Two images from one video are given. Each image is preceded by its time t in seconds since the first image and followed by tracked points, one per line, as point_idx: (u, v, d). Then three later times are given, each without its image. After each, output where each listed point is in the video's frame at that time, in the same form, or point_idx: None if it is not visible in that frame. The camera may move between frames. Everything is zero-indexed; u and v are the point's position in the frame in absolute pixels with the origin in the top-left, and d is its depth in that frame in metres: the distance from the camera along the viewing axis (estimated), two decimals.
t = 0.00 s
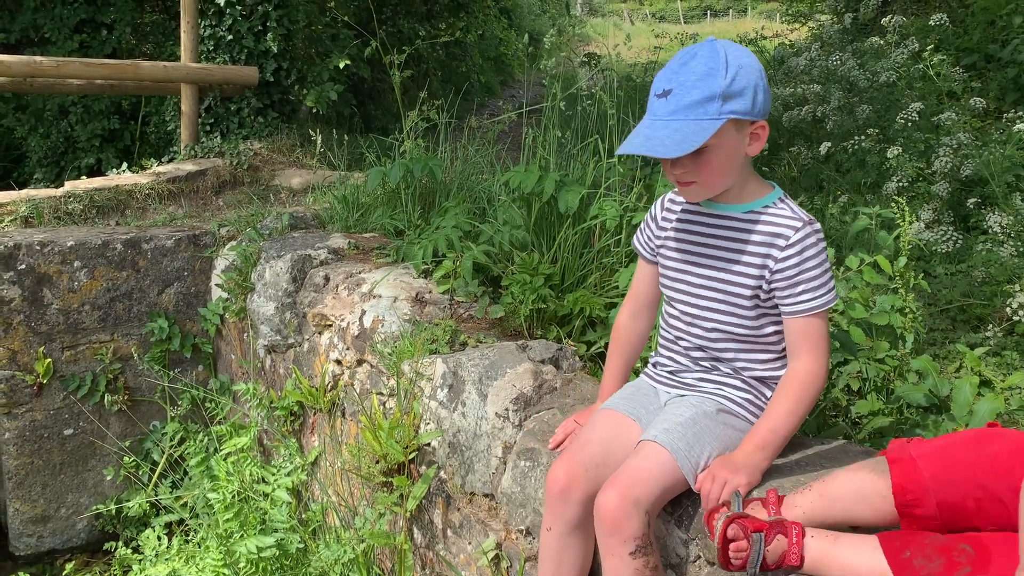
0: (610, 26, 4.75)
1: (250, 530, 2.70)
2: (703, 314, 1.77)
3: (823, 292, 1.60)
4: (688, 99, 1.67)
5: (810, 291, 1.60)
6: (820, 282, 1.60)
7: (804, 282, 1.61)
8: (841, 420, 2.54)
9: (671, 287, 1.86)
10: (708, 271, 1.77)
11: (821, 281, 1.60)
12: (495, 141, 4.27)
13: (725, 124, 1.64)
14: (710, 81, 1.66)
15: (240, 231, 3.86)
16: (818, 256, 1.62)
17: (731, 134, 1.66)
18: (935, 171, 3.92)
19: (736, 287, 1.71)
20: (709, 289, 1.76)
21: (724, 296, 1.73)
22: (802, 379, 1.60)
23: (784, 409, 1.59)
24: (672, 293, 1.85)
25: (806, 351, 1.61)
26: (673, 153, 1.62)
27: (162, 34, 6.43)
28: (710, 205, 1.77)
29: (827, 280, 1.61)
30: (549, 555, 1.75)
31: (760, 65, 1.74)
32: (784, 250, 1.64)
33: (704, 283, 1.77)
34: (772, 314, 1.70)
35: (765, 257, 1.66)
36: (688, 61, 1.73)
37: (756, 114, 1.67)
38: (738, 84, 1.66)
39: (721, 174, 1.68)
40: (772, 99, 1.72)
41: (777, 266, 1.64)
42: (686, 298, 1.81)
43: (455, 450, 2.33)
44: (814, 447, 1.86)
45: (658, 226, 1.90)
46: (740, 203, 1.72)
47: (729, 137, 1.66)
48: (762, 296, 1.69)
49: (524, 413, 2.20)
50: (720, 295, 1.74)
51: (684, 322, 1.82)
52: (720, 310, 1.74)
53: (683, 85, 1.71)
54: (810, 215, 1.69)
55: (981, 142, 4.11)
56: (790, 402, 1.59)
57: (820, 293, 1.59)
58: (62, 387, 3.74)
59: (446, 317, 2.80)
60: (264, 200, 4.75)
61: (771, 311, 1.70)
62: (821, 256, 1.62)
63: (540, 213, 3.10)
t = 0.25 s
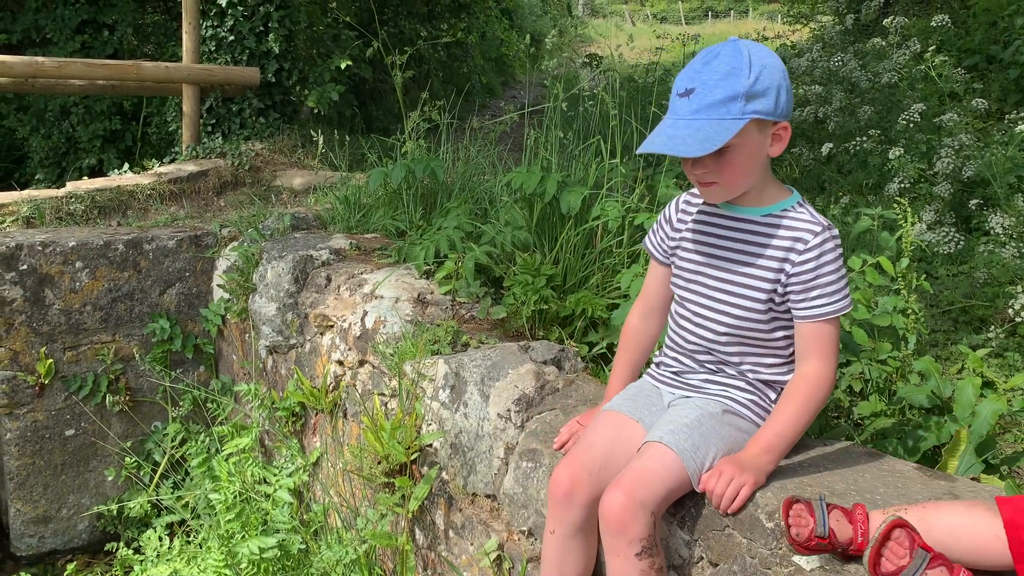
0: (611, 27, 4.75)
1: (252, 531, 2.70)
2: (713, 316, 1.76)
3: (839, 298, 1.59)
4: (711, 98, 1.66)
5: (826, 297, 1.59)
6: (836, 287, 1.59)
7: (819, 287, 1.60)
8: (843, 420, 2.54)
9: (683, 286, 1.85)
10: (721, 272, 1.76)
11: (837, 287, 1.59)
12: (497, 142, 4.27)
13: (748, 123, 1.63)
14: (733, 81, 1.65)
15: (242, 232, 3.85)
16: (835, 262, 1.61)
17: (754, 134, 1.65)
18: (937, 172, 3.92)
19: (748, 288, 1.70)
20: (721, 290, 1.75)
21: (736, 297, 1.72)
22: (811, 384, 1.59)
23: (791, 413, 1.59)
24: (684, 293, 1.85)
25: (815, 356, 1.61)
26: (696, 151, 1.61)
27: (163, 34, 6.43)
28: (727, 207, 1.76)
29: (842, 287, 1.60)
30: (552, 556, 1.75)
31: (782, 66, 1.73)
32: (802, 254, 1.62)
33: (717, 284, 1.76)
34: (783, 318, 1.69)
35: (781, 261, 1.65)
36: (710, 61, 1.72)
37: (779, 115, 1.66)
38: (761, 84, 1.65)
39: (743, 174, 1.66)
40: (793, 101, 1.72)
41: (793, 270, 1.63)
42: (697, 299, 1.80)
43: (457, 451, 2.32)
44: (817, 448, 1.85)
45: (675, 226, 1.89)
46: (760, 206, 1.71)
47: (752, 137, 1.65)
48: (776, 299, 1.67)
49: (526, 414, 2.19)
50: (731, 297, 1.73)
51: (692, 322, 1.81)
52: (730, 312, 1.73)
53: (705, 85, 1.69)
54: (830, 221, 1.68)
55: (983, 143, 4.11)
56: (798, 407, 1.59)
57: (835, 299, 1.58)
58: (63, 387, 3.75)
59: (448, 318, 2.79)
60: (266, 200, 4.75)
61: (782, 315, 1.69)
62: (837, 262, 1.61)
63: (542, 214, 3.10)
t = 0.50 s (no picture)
0: (611, 25, 4.74)
1: (252, 530, 2.69)
2: (714, 314, 1.75)
3: (843, 300, 1.58)
4: (710, 98, 1.65)
5: (830, 300, 1.58)
6: (840, 290, 1.58)
7: (823, 290, 1.58)
8: (843, 419, 2.54)
9: (685, 284, 1.84)
10: (725, 272, 1.75)
11: (841, 290, 1.58)
12: (497, 141, 4.27)
13: (747, 122, 1.62)
14: (732, 81, 1.65)
15: (242, 231, 3.85)
16: (840, 265, 1.59)
17: (754, 133, 1.64)
18: (938, 170, 3.92)
19: (750, 289, 1.69)
20: (724, 289, 1.74)
21: (738, 297, 1.71)
22: (815, 385, 1.59)
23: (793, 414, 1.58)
24: (686, 291, 1.84)
25: (819, 357, 1.60)
26: (693, 152, 1.61)
27: (163, 34, 6.43)
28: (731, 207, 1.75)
29: (846, 290, 1.59)
30: (551, 555, 1.75)
31: (786, 66, 1.72)
32: (806, 257, 1.61)
33: (719, 283, 1.75)
34: (786, 319, 1.68)
35: (785, 263, 1.64)
36: (711, 60, 1.72)
37: (780, 114, 1.65)
38: (761, 83, 1.64)
39: (745, 175, 1.65)
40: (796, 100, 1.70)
41: (797, 273, 1.62)
42: (699, 297, 1.79)
43: (457, 450, 2.32)
44: (817, 445, 1.85)
45: (679, 224, 1.89)
46: (764, 206, 1.70)
47: (752, 137, 1.64)
48: (779, 301, 1.66)
49: (526, 413, 2.19)
50: (733, 296, 1.72)
51: (693, 320, 1.80)
52: (732, 310, 1.72)
53: (705, 84, 1.69)
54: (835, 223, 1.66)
55: (984, 141, 4.10)
56: (803, 409, 1.58)
57: (839, 302, 1.57)
58: (64, 386, 3.75)
59: (449, 317, 2.79)
60: (266, 200, 4.74)
61: (784, 316, 1.68)
62: (842, 266, 1.59)
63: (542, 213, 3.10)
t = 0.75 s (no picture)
0: (612, 23, 4.73)
1: (253, 530, 2.69)
2: (716, 314, 1.75)
3: (845, 304, 1.56)
4: (701, 98, 1.66)
5: (832, 303, 1.57)
6: (842, 294, 1.57)
7: (824, 294, 1.57)
8: (845, 417, 2.53)
9: (688, 283, 1.84)
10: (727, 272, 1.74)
11: (843, 294, 1.57)
12: (497, 140, 4.26)
13: (737, 124, 1.62)
14: (723, 81, 1.65)
15: (242, 230, 3.85)
16: (842, 269, 1.58)
17: (747, 134, 1.64)
18: (939, 168, 3.91)
19: (752, 290, 1.68)
20: (726, 289, 1.73)
21: (739, 297, 1.71)
22: (817, 388, 1.58)
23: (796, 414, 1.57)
24: (688, 291, 1.84)
25: (823, 359, 1.59)
26: (676, 153, 1.63)
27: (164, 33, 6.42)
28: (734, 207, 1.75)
29: (848, 294, 1.57)
30: (551, 555, 1.74)
31: (787, 65, 1.69)
32: (807, 260, 1.60)
33: (722, 283, 1.75)
34: (787, 321, 1.67)
35: (787, 264, 1.63)
36: (708, 59, 1.71)
37: (773, 115, 1.63)
38: (752, 84, 1.63)
39: (738, 176, 1.65)
40: (795, 100, 1.68)
41: (799, 275, 1.61)
42: (702, 296, 1.79)
43: (458, 449, 2.32)
44: (818, 445, 1.85)
45: (683, 222, 1.88)
46: (765, 207, 1.69)
47: (744, 138, 1.63)
48: (780, 303, 1.65)
49: (527, 412, 2.18)
50: (735, 296, 1.71)
51: (695, 319, 1.80)
52: (733, 311, 1.71)
53: (698, 84, 1.69)
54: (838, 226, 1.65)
55: (986, 139, 4.09)
56: (805, 410, 1.57)
57: (842, 305, 1.56)
58: (64, 386, 3.74)
59: (449, 316, 2.78)
60: (267, 199, 4.74)
61: (785, 317, 1.67)
62: (844, 269, 1.58)
63: (542, 212, 3.10)
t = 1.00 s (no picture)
0: (615, 21, 4.71)
1: (257, 530, 2.69)
2: (723, 314, 1.74)
3: (854, 306, 1.54)
4: (699, 95, 1.67)
5: (840, 305, 1.55)
6: (851, 296, 1.55)
7: (833, 295, 1.56)
8: (849, 416, 2.52)
9: (696, 282, 1.83)
10: (735, 272, 1.72)
11: (852, 296, 1.55)
12: (500, 139, 4.25)
13: (732, 122, 1.62)
14: (722, 79, 1.64)
15: (245, 229, 3.84)
16: (851, 270, 1.56)
17: (745, 134, 1.63)
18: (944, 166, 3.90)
19: (760, 291, 1.67)
20: (734, 289, 1.72)
21: (748, 298, 1.69)
22: (824, 390, 1.57)
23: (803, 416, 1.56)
24: (696, 290, 1.83)
25: (830, 360, 1.58)
26: (668, 148, 1.66)
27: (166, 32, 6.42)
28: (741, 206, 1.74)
29: (858, 296, 1.55)
30: (555, 555, 1.74)
31: (797, 63, 1.65)
32: (816, 261, 1.58)
33: (730, 282, 1.73)
34: (796, 323, 1.66)
35: (795, 265, 1.61)
36: (714, 55, 1.71)
37: (773, 115, 1.61)
38: (752, 83, 1.61)
39: (736, 175, 1.65)
40: (802, 100, 1.64)
41: (807, 276, 1.59)
42: (710, 296, 1.78)
43: (461, 449, 2.31)
44: (823, 445, 1.84)
45: (692, 220, 1.87)
46: (770, 207, 1.69)
47: (741, 137, 1.63)
48: (789, 304, 1.63)
49: (531, 412, 2.18)
50: (743, 296, 1.70)
51: (703, 319, 1.79)
52: (741, 311, 1.70)
53: (700, 79, 1.70)
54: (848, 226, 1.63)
55: (991, 136, 4.07)
56: (811, 410, 1.56)
57: (851, 307, 1.54)
58: (68, 386, 3.75)
59: (452, 315, 2.78)
60: (270, 198, 4.74)
61: (794, 319, 1.65)
62: (853, 270, 1.56)
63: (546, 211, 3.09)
